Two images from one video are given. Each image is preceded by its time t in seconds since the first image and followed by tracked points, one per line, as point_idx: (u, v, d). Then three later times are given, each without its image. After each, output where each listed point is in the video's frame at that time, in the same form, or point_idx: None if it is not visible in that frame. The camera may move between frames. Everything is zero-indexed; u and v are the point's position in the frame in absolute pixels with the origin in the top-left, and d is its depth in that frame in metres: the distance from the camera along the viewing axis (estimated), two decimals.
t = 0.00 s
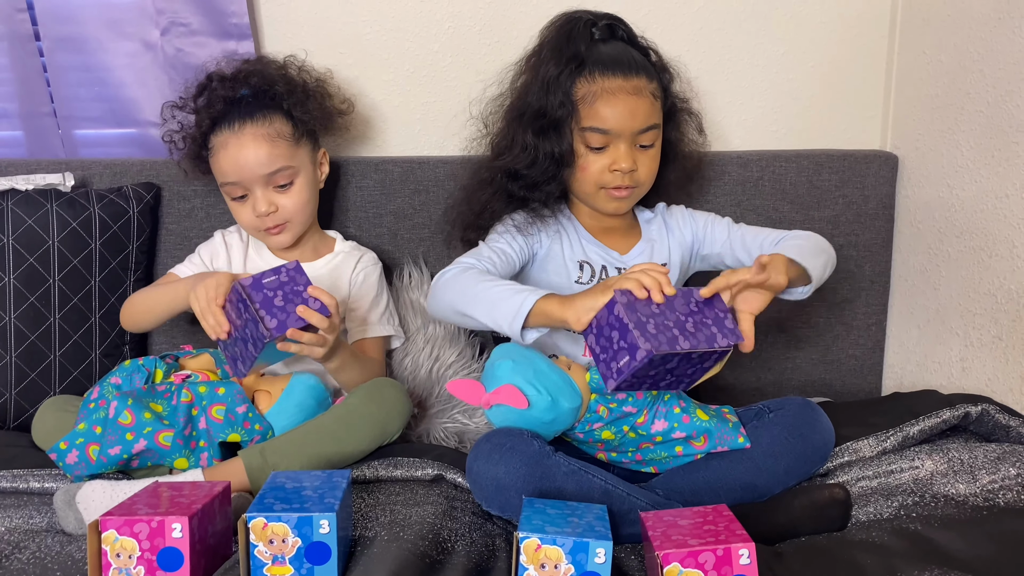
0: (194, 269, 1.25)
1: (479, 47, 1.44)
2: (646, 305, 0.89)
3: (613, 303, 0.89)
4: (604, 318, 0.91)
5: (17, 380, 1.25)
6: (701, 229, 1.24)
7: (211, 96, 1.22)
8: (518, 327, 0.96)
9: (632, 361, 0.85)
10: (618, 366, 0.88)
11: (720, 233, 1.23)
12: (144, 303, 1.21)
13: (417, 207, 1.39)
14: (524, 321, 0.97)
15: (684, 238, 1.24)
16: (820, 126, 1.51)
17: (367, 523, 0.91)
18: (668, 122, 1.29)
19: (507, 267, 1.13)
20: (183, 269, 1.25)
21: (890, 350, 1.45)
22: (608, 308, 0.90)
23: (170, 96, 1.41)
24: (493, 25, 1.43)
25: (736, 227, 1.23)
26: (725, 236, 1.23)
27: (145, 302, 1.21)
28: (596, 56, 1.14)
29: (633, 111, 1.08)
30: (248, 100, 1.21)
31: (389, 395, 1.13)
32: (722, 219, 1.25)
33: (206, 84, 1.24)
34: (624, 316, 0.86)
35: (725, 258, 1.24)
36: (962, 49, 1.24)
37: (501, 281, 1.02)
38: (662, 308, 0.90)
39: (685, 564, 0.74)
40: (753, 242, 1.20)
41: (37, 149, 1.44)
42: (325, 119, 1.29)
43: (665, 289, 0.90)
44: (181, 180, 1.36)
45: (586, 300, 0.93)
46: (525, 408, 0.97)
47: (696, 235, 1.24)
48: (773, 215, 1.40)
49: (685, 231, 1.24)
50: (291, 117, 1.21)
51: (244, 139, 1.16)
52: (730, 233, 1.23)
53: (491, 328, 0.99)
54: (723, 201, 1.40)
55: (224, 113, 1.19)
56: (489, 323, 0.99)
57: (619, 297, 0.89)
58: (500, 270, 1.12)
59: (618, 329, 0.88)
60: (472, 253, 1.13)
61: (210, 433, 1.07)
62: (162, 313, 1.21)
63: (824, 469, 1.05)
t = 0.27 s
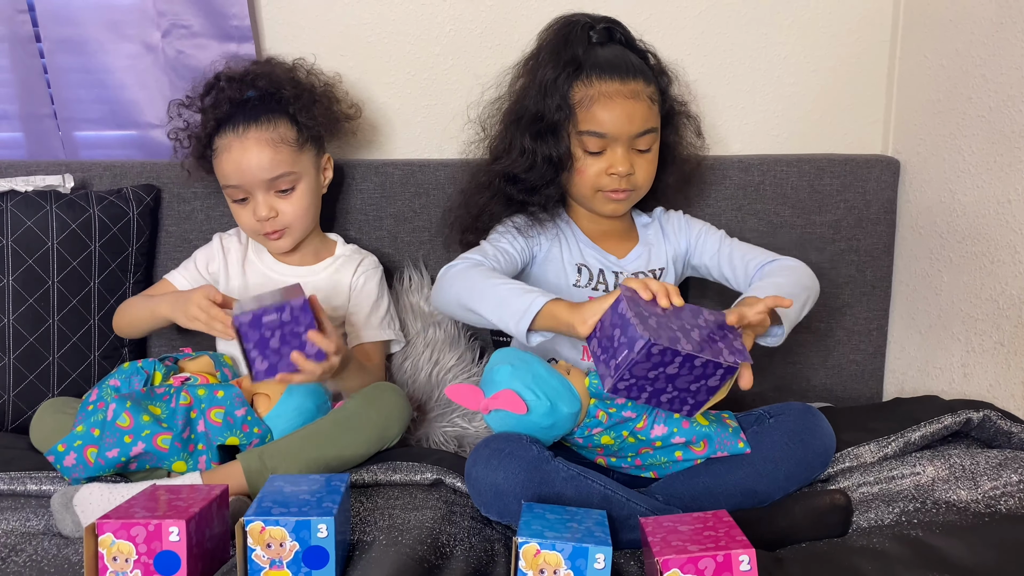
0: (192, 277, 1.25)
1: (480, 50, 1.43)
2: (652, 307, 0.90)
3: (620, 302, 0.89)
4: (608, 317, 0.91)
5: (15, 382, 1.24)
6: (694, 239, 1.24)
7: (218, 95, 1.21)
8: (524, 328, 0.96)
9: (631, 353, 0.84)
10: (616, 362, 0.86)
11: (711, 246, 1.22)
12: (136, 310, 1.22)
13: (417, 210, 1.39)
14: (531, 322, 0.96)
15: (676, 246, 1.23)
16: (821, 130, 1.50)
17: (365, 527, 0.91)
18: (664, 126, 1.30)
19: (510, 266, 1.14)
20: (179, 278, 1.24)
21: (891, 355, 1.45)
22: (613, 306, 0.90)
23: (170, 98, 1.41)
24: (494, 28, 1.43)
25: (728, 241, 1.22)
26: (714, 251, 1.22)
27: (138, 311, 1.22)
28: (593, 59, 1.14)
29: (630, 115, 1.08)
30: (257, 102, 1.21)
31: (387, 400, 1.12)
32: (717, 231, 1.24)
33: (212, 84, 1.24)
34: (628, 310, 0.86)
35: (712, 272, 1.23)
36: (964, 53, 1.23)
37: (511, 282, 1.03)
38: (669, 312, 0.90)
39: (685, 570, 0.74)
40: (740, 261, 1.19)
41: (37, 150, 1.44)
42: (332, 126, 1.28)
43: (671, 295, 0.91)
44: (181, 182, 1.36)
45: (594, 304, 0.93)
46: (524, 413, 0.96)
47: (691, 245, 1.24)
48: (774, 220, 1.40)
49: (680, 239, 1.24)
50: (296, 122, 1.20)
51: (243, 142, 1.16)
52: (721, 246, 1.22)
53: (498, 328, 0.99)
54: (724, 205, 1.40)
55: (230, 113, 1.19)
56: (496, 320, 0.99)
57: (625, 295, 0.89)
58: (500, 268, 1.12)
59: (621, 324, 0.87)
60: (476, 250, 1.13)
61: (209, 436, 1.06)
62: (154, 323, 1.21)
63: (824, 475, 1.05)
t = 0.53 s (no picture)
0: (193, 282, 1.24)
1: (482, 54, 1.44)
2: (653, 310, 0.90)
3: (622, 311, 0.89)
4: (615, 330, 0.91)
5: (16, 382, 1.24)
6: (692, 239, 1.24)
7: (226, 95, 1.22)
8: (526, 347, 0.97)
9: (648, 357, 0.83)
10: (635, 370, 0.86)
11: (710, 246, 1.23)
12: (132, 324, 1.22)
13: (418, 213, 1.39)
14: (533, 343, 0.97)
15: (672, 246, 1.24)
16: (822, 134, 1.50)
17: (366, 529, 0.91)
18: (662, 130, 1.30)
19: (512, 278, 1.14)
20: (181, 283, 1.24)
21: (892, 359, 1.45)
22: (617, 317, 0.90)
23: (173, 100, 1.41)
24: (496, 32, 1.43)
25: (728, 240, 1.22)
26: (714, 251, 1.22)
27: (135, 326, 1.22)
28: (594, 63, 1.14)
29: (631, 120, 1.08)
30: (262, 103, 1.20)
31: (390, 405, 1.11)
32: (716, 231, 1.24)
33: (220, 83, 1.24)
34: (634, 314, 0.86)
35: (713, 272, 1.23)
36: (966, 58, 1.24)
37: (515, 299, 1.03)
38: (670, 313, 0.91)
39: (686, 574, 0.74)
40: (740, 261, 1.19)
41: (40, 152, 1.44)
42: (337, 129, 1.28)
43: (670, 300, 0.92)
44: (183, 184, 1.36)
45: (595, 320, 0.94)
46: (524, 416, 0.96)
47: (687, 244, 1.24)
48: (775, 224, 1.40)
49: (676, 239, 1.24)
50: (301, 125, 1.20)
51: (244, 146, 1.16)
52: (720, 246, 1.22)
53: (501, 346, 1.00)
54: (725, 209, 1.40)
55: (236, 114, 1.19)
56: (500, 341, 1.00)
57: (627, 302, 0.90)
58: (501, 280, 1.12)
59: (630, 330, 0.87)
60: (478, 262, 1.13)
61: (210, 438, 1.07)
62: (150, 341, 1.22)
63: (825, 479, 1.05)
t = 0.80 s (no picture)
0: (194, 285, 1.24)
1: (484, 56, 1.44)
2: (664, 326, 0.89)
3: (637, 327, 0.87)
4: (627, 348, 0.89)
5: (18, 384, 1.25)
6: (694, 246, 1.24)
7: (231, 95, 1.22)
8: (534, 367, 0.94)
9: (671, 377, 0.83)
10: (654, 390, 0.85)
11: (711, 255, 1.23)
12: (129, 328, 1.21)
13: (420, 215, 1.40)
14: (541, 361, 0.94)
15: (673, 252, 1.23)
16: (824, 137, 1.50)
17: (366, 531, 0.91)
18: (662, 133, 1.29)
19: (517, 289, 1.13)
20: (181, 285, 1.24)
21: (893, 363, 1.45)
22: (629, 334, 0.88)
23: (175, 102, 1.41)
24: (498, 34, 1.43)
25: (729, 250, 1.22)
26: (714, 261, 1.22)
27: (131, 331, 1.20)
28: (599, 67, 1.14)
29: (636, 125, 1.09)
30: (263, 104, 1.20)
31: (391, 405, 1.11)
32: (718, 239, 1.24)
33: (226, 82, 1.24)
34: (652, 333, 0.85)
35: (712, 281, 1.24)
36: (968, 63, 1.24)
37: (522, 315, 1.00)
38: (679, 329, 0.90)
39: None
40: (740, 272, 1.19)
41: (42, 154, 1.44)
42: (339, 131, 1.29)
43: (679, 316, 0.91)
44: (185, 186, 1.36)
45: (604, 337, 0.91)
46: (526, 418, 0.97)
47: (688, 249, 1.24)
48: (777, 227, 1.40)
49: (677, 244, 1.24)
50: (302, 130, 1.20)
51: (247, 149, 1.16)
52: (721, 256, 1.22)
53: (508, 364, 0.96)
54: (727, 212, 1.40)
55: (239, 115, 1.19)
56: (506, 359, 0.96)
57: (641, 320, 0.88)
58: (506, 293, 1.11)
59: (646, 348, 0.86)
60: (482, 275, 1.12)
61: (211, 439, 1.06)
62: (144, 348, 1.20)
63: (826, 483, 1.05)
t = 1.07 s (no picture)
0: (194, 287, 1.23)
1: (486, 58, 1.44)
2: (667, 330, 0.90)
3: (640, 332, 0.88)
4: (631, 353, 0.89)
5: (20, 384, 1.25)
6: (696, 252, 1.24)
7: (239, 93, 1.21)
8: (535, 373, 0.94)
9: (674, 381, 0.83)
10: (658, 394, 0.85)
11: (712, 262, 1.23)
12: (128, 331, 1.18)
13: (421, 216, 1.40)
14: (543, 367, 0.94)
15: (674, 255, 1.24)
16: (826, 139, 1.50)
17: (367, 532, 0.91)
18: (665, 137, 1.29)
19: (518, 295, 1.13)
20: (180, 288, 1.23)
21: (895, 365, 1.44)
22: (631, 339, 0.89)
23: (178, 103, 1.42)
24: (500, 36, 1.43)
25: (729, 259, 1.23)
26: (714, 269, 1.23)
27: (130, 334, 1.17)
28: (607, 69, 1.13)
29: (643, 129, 1.09)
30: (272, 106, 1.19)
31: (391, 405, 1.12)
32: (719, 247, 1.25)
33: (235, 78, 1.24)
34: (655, 337, 0.86)
35: (711, 288, 1.25)
36: (969, 65, 1.24)
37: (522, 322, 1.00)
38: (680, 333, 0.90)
39: None
40: (739, 281, 1.21)
41: (45, 154, 1.45)
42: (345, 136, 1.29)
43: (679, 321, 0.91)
44: (187, 186, 1.37)
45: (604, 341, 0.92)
46: (526, 419, 0.96)
47: (690, 254, 1.24)
48: (778, 229, 1.40)
49: (680, 247, 1.24)
50: (311, 136, 1.19)
51: (253, 153, 1.15)
52: (721, 264, 1.23)
53: (508, 371, 0.97)
54: (728, 214, 1.40)
55: (247, 117, 1.18)
56: (507, 366, 0.97)
57: (643, 327, 0.88)
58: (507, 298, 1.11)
59: (650, 352, 0.86)
60: (484, 282, 1.12)
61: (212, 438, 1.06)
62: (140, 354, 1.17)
63: (827, 484, 1.05)
